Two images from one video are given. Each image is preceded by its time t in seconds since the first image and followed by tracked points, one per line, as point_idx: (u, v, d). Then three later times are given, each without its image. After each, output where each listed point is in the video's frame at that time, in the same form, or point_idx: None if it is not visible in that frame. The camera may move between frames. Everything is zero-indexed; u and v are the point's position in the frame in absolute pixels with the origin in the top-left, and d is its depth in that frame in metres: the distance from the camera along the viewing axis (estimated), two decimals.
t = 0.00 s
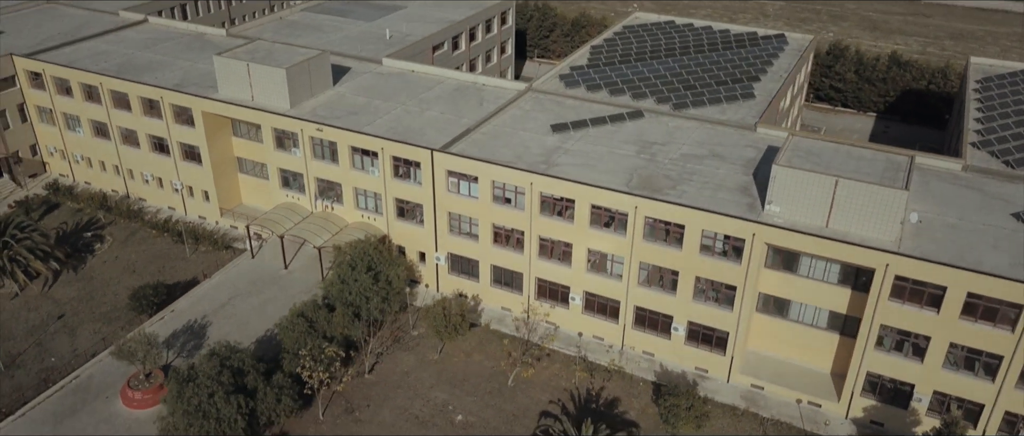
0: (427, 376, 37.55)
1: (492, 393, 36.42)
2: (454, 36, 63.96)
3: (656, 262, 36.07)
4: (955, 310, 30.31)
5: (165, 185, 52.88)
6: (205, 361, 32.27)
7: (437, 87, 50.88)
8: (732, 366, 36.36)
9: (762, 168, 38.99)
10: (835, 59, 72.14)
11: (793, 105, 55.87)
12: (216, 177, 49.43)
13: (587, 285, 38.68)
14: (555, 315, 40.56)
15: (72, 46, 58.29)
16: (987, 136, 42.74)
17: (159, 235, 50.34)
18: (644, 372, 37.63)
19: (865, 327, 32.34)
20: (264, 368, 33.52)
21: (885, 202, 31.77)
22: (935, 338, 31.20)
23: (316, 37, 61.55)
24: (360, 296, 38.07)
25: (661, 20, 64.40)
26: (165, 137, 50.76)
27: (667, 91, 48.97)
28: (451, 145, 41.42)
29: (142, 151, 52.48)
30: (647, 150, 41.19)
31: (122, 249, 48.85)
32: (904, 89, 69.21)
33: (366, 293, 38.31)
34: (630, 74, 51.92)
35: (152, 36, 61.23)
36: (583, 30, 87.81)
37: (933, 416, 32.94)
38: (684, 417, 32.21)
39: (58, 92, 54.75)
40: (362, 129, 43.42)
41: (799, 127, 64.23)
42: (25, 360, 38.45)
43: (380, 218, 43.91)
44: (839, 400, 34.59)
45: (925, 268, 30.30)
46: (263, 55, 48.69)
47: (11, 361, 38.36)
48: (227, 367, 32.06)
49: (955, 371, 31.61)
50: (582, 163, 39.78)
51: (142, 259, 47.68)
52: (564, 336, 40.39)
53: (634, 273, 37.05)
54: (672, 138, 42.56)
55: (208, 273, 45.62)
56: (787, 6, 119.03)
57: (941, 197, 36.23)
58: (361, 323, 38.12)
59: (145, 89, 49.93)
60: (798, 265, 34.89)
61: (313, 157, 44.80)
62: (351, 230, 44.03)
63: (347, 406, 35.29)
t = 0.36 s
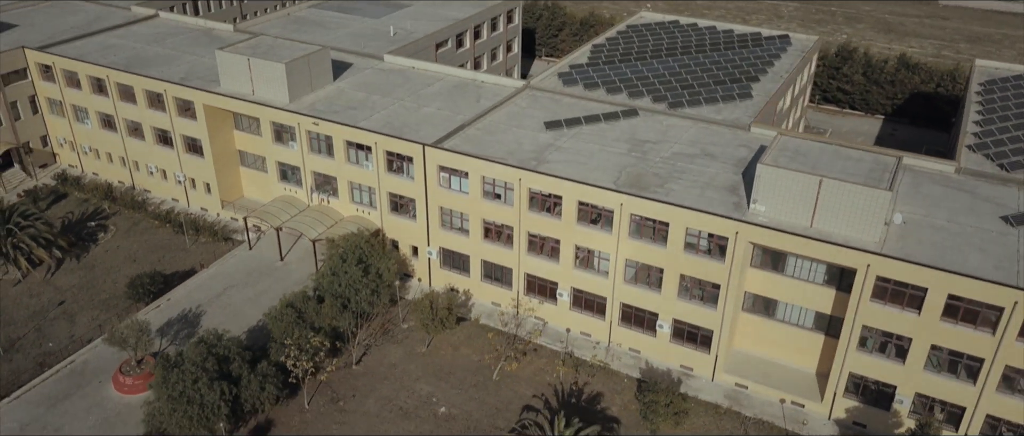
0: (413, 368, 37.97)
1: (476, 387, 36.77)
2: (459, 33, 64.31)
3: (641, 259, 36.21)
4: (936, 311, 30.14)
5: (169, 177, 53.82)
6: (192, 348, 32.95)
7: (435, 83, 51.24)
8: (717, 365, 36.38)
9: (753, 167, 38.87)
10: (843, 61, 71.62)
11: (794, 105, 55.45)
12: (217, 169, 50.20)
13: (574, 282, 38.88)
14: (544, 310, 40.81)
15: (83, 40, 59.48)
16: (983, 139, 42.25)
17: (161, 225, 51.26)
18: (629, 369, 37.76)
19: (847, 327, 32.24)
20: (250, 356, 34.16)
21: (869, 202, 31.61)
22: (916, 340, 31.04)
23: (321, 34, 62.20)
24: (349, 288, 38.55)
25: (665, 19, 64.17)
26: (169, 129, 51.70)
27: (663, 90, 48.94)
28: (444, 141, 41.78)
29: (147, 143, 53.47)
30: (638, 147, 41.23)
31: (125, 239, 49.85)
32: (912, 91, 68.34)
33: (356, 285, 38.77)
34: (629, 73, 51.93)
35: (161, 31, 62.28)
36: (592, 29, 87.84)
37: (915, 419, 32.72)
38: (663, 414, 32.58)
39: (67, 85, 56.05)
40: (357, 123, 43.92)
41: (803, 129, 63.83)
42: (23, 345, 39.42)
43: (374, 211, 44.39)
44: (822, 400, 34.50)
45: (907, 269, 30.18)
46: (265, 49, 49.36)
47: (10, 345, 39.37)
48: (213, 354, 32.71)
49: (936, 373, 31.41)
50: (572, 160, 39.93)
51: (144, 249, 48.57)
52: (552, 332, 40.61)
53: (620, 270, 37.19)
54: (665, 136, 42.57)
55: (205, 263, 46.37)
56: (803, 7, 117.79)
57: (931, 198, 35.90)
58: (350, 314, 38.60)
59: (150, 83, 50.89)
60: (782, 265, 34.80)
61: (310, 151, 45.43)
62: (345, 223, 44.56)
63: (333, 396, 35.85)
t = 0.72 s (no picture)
0: (400, 360, 38.47)
1: (461, 379, 37.19)
2: (462, 31, 64.72)
3: (625, 256, 36.41)
4: (914, 312, 30.05)
5: (172, 169, 54.77)
6: (180, 334, 33.70)
7: (433, 80, 51.67)
8: (700, 362, 36.46)
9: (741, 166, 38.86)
10: (849, 62, 70.77)
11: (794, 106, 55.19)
12: (219, 161, 50.99)
13: (561, 277, 39.17)
14: (532, 306, 41.13)
15: (93, 33, 60.66)
16: (978, 141, 41.80)
17: (163, 216, 52.20)
18: (613, 365, 37.98)
19: (827, 327, 32.22)
20: (237, 345, 34.84)
21: (851, 202, 31.53)
22: (896, 341, 30.94)
23: (326, 30, 62.88)
24: (338, 280, 39.07)
25: (668, 20, 63.88)
26: (172, 122, 52.67)
27: (659, 89, 49.00)
28: (436, 136, 42.22)
29: (151, 135, 54.48)
30: (628, 145, 41.38)
31: (127, 229, 50.86)
32: (919, 93, 67.59)
33: (345, 277, 39.29)
34: (626, 72, 52.03)
35: (169, 25, 63.33)
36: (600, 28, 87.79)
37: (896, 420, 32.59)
38: (642, 410, 33.41)
39: (76, 77, 57.29)
40: (353, 118, 44.50)
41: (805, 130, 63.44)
42: (23, 330, 40.44)
43: (367, 205, 44.94)
44: (804, 400, 34.48)
45: (886, 269, 30.12)
46: (266, 44, 50.07)
47: (10, 330, 40.41)
48: (199, 341, 33.42)
49: (916, 374, 31.30)
50: (562, 156, 40.17)
51: (145, 239, 49.36)
52: (540, 327, 40.91)
53: (605, 266, 37.40)
54: (656, 135, 42.65)
55: (203, 254, 47.20)
56: (817, 8, 116.30)
57: (918, 199, 35.71)
58: (339, 306, 39.11)
59: (154, 76, 51.87)
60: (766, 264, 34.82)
61: (307, 145, 46.12)
62: (339, 217, 45.17)
63: (319, 385, 36.44)
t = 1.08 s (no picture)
0: (387, 351, 39.00)
1: (446, 371, 37.63)
2: (465, 28, 65.18)
3: (609, 252, 36.69)
4: (891, 312, 30.04)
5: (176, 161, 55.75)
6: (169, 321, 34.48)
7: (431, 76, 52.17)
8: (682, 359, 36.66)
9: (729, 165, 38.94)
10: (855, 63, 69.92)
11: (793, 107, 55.04)
12: (220, 154, 51.85)
13: (548, 273, 39.53)
14: (520, 300, 41.51)
15: (102, 27, 61.82)
16: (972, 143, 41.44)
17: (165, 207, 53.18)
18: (597, 360, 38.27)
19: (806, 326, 32.29)
20: (225, 333, 35.56)
21: (832, 201, 31.54)
22: (873, 341, 30.93)
23: (330, 26, 63.58)
24: (328, 271, 39.68)
25: (672, 18, 63.96)
26: (175, 115, 53.62)
27: (655, 87, 49.14)
28: (428, 131, 42.69)
29: (156, 128, 55.49)
30: (618, 143, 41.60)
31: (130, 219, 51.92)
32: (924, 96, 66.93)
33: (335, 269, 39.87)
34: (623, 70, 52.20)
35: (177, 20, 64.36)
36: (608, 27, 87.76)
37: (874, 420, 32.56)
38: (618, 403, 33.28)
39: (85, 70, 58.49)
40: (348, 113, 45.13)
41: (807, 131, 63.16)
42: (23, 315, 41.51)
43: (362, 199, 45.54)
44: (784, 398, 34.54)
45: (863, 269, 30.12)
46: (267, 39, 50.82)
47: (11, 315, 41.50)
48: (187, 328, 34.18)
49: (894, 374, 31.25)
50: (551, 153, 40.48)
51: (146, 229, 50.41)
52: (527, 322, 41.27)
53: (590, 261, 37.71)
54: (647, 133, 42.78)
55: (200, 244, 48.06)
56: (831, 9, 114.83)
57: (905, 200, 35.59)
58: (329, 297, 39.73)
59: (158, 70, 52.85)
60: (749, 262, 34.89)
61: (304, 139, 46.84)
62: (334, 210, 45.83)
63: (306, 374, 37.09)
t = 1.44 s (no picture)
0: (375, 342, 39.58)
1: (432, 363, 38.13)
2: (468, 26, 65.72)
3: (594, 248, 37.02)
4: (868, 312, 30.07)
5: (180, 153, 56.81)
6: (160, 309, 35.32)
7: (430, 73, 52.76)
8: (665, 356, 36.85)
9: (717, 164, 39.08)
10: (861, 65, 69.40)
11: (792, 107, 54.93)
12: (222, 147, 52.80)
13: (535, 268, 39.90)
14: (508, 295, 41.91)
15: (113, 22, 63.12)
16: (965, 145, 41.18)
17: (168, 199, 54.23)
18: (582, 355, 38.60)
19: (785, 324, 32.40)
20: (215, 321, 36.35)
21: (812, 201, 31.62)
22: (851, 340, 30.95)
23: (335, 23, 64.32)
24: (319, 263, 40.34)
25: (674, 18, 64.04)
26: (180, 109, 54.67)
27: (650, 86, 49.36)
28: (421, 126, 43.24)
29: (161, 120, 56.61)
30: (608, 141, 41.85)
31: (133, 209, 53.04)
32: (930, 98, 66.14)
33: (326, 261, 40.53)
34: (620, 69, 52.45)
35: (186, 16, 65.50)
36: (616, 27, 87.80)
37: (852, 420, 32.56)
38: (598, 398, 33.49)
39: (95, 64, 59.82)
40: (344, 108, 45.79)
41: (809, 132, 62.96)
42: (24, 301, 42.67)
43: (356, 193, 46.19)
44: (764, 396, 34.62)
45: (840, 268, 30.19)
46: (269, 35, 51.67)
47: (13, 301, 42.67)
48: (176, 316, 34.99)
49: (871, 374, 31.24)
50: (541, 150, 40.87)
51: (149, 220, 51.46)
52: (515, 317, 41.66)
53: (576, 258, 38.04)
54: (639, 131, 43.03)
55: (200, 235, 48.99)
56: (845, 11, 113.61)
57: (891, 201, 35.54)
58: (320, 288, 40.38)
59: (163, 64, 53.92)
60: (732, 260, 35.03)
61: (302, 133, 47.62)
62: (329, 203, 46.53)
63: (294, 363, 37.77)
